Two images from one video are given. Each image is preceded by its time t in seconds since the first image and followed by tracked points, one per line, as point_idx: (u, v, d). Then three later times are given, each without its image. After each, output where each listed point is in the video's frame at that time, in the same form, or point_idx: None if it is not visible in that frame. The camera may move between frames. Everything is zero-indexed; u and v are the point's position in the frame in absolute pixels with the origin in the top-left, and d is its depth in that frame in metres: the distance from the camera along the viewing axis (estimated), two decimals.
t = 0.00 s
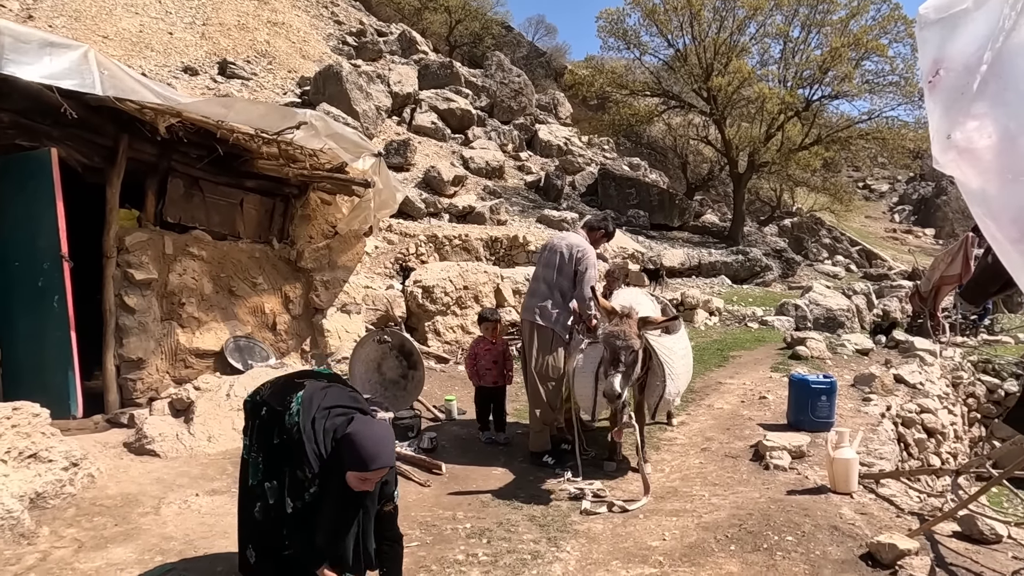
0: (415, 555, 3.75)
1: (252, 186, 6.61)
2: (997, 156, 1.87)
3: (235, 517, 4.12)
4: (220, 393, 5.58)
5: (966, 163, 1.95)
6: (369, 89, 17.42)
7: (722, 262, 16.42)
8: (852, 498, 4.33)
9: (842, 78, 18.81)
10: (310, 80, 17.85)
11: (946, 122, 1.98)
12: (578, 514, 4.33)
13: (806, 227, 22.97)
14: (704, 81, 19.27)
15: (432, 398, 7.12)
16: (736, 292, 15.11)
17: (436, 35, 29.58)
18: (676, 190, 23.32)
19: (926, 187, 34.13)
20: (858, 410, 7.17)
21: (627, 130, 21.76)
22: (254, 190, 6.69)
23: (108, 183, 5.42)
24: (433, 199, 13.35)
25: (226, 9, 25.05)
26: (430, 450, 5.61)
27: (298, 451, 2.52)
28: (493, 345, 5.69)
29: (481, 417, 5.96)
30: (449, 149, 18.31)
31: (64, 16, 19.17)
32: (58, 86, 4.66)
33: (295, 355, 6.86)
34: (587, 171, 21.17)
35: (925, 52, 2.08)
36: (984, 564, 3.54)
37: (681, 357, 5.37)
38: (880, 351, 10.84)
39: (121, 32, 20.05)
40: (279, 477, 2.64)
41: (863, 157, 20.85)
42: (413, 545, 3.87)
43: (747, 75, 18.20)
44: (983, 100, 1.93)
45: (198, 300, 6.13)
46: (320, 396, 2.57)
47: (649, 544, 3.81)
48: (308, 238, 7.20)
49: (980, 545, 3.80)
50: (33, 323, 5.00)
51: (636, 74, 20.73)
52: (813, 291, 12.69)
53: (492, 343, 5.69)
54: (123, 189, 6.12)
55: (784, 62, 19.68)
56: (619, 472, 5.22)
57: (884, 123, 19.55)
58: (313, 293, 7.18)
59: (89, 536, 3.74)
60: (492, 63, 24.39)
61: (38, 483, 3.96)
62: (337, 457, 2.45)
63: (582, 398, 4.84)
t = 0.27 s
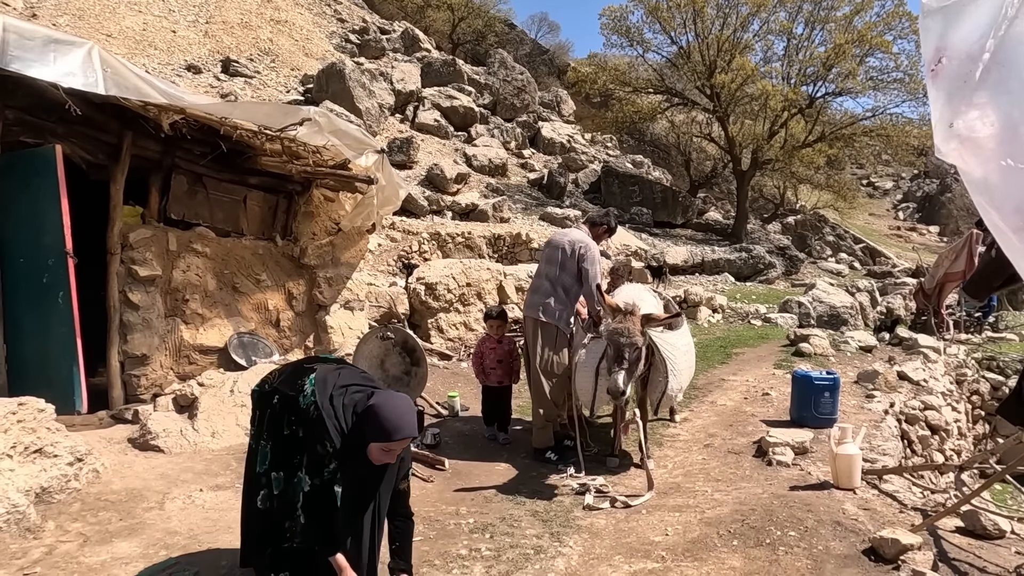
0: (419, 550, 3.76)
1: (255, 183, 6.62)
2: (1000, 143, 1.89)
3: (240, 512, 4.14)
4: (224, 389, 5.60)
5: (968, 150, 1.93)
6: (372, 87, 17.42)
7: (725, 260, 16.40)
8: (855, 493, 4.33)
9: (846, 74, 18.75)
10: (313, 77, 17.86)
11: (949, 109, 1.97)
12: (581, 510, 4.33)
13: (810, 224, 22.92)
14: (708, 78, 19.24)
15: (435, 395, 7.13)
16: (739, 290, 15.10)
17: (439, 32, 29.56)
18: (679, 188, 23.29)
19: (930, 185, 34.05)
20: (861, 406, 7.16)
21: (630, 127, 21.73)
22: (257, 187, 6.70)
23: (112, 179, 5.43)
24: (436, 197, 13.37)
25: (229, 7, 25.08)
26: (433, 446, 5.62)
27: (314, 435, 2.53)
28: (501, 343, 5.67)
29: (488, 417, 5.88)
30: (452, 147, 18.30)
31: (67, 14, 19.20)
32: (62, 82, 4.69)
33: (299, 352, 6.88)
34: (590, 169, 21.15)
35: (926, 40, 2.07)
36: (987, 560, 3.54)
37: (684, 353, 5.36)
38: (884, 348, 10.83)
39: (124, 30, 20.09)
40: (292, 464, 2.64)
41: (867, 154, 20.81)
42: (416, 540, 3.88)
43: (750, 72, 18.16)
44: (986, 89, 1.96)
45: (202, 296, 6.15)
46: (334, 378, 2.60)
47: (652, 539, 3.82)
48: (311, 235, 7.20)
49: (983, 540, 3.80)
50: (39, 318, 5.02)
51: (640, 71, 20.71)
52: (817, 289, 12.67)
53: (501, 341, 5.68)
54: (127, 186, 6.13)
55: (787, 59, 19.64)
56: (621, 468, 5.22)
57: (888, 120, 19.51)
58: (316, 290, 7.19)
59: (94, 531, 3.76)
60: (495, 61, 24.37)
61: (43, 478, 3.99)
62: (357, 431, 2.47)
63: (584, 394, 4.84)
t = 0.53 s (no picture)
0: (419, 545, 3.78)
1: (257, 181, 6.65)
2: (988, 138, 1.88)
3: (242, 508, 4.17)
4: (226, 386, 5.64)
5: (958, 145, 1.93)
6: (374, 85, 17.43)
7: (727, 258, 16.38)
8: (855, 489, 4.34)
9: (849, 72, 18.70)
10: (315, 75, 17.88)
11: (940, 104, 1.97)
12: (581, 506, 4.35)
13: (812, 222, 22.88)
14: (710, 75, 19.20)
15: (436, 392, 7.14)
16: (741, 288, 15.09)
17: (441, 30, 29.52)
18: (681, 186, 23.26)
19: (934, 182, 33.99)
20: (862, 404, 7.16)
21: (632, 125, 21.71)
22: (259, 184, 6.72)
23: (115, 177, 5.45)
24: (438, 195, 13.38)
25: (231, 5, 25.10)
26: (434, 443, 5.63)
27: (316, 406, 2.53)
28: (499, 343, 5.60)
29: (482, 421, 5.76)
30: (454, 145, 18.31)
31: (70, 13, 19.22)
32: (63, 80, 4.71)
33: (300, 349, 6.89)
34: (592, 167, 21.14)
35: (918, 33, 2.06)
36: (986, 556, 3.55)
37: (684, 350, 5.39)
38: (886, 346, 10.82)
39: (127, 28, 20.12)
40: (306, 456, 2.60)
41: (870, 152, 20.77)
42: (417, 536, 3.89)
43: (753, 69, 18.14)
44: (975, 84, 1.94)
45: (205, 294, 6.16)
46: (334, 339, 2.63)
47: (652, 535, 3.83)
48: (313, 233, 7.22)
49: (982, 536, 3.81)
50: (42, 316, 5.04)
51: (642, 68, 20.66)
52: (819, 287, 12.66)
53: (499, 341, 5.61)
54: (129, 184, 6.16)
55: (790, 57, 19.60)
56: (622, 464, 5.23)
57: (891, 118, 19.47)
58: (317, 287, 7.20)
59: (97, 526, 3.79)
60: (498, 59, 24.36)
61: (47, 473, 4.01)
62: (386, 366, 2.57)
63: (584, 390, 4.86)
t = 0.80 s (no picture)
0: (418, 541, 3.79)
1: (257, 179, 6.66)
2: (973, 134, 1.88)
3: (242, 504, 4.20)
4: (226, 383, 5.67)
5: (942, 140, 1.95)
6: (376, 83, 17.44)
7: (729, 255, 16.37)
8: (853, 486, 4.35)
9: (851, 69, 18.67)
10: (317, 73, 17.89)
11: (923, 101, 1.98)
12: (580, 502, 4.37)
13: (815, 220, 22.85)
14: (712, 73, 19.18)
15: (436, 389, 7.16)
16: (743, 285, 15.09)
17: (443, 28, 29.51)
18: (683, 183, 23.25)
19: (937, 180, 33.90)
20: (862, 401, 7.16)
21: (634, 123, 21.68)
22: (260, 182, 6.73)
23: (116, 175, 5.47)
24: (440, 193, 13.41)
25: (233, 3, 25.13)
26: (434, 440, 5.65)
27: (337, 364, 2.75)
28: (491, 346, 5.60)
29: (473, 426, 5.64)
30: (456, 143, 18.33)
31: (72, 12, 19.25)
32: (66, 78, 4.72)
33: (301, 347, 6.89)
34: (594, 165, 21.13)
35: (902, 30, 2.06)
36: (983, 551, 3.56)
37: (683, 347, 5.40)
38: (887, 343, 10.81)
39: (129, 27, 20.14)
40: (325, 419, 2.81)
41: (872, 150, 20.73)
42: (416, 532, 3.91)
43: (754, 67, 18.12)
44: (960, 80, 1.94)
45: (205, 291, 6.18)
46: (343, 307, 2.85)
47: (650, 531, 3.85)
48: (313, 230, 7.22)
49: (979, 532, 3.82)
50: (43, 313, 5.06)
51: (644, 66, 20.63)
52: (820, 285, 12.65)
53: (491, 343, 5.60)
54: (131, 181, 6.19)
55: (792, 54, 19.57)
56: (621, 461, 5.24)
57: (894, 115, 19.43)
58: (318, 285, 7.20)
59: (98, 522, 3.81)
60: (499, 57, 24.35)
61: (48, 469, 4.04)
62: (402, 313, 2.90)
63: (583, 387, 4.87)
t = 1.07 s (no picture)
0: (416, 537, 3.81)
1: (257, 177, 6.66)
2: (953, 130, 1.91)
3: (240, 501, 4.21)
4: (226, 380, 5.71)
5: (924, 136, 1.96)
6: (378, 81, 17.45)
7: (730, 253, 16.36)
8: (850, 483, 4.35)
9: (854, 66, 18.65)
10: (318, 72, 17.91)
11: (906, 96, 2.00)
12: (577, 498, 4.38)
13: (817, 218, 22.83)
14: (714, 71, 19.16)
15: (436, 387, 7.18)
16: (745, 283, 15.08)
17: (444, 26, 29.49)
18: (685, 181, 23.24)
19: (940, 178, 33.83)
20: (861, 399, 7.17)
21: (636, 120, 21.67)
22: (260, 180, 6.73)
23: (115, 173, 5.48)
24: (441, 191, 13.43)
25: (235, 2, 25.15)
26: (433, 438, 5.66)
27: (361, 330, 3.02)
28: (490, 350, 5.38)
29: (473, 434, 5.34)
30: (457, 141, 18.33)
31: (74, 11, 19.29)
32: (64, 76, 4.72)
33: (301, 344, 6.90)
34: (595, 162, 21.12)
35: (884, 26, 2.09)
36: (977, 548, 3.56)
37: (681, 345, 5.41)
38: (888, 341, 10.80)
39: (131, 25, 20.17)
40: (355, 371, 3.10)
41: (874, 147, 20.69)
42: (414, 528, 3.93)
43: (756, 64, 18.09)
44: (941, 76, 1.98)
45: (205, 289, 6.20)
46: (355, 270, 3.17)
47: (646, 528, 3.85)
48: (313, 228, 7.19)
49: (975, 529, 3.82)
50: (42, 310, 5.09)
51: (645, 64, 20.63)
52: (821, 282, 12.65)
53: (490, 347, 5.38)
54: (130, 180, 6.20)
55: (794, 51, 19.53)
56: (619, 459, 5.25)
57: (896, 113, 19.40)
58: (317, 283, 7.18)
59: (97, 519, 3.83)
60: (501, 54, 24.34)
61: (48, 466, 4.06)
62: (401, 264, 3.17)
63: (581, 383, 4.88)
